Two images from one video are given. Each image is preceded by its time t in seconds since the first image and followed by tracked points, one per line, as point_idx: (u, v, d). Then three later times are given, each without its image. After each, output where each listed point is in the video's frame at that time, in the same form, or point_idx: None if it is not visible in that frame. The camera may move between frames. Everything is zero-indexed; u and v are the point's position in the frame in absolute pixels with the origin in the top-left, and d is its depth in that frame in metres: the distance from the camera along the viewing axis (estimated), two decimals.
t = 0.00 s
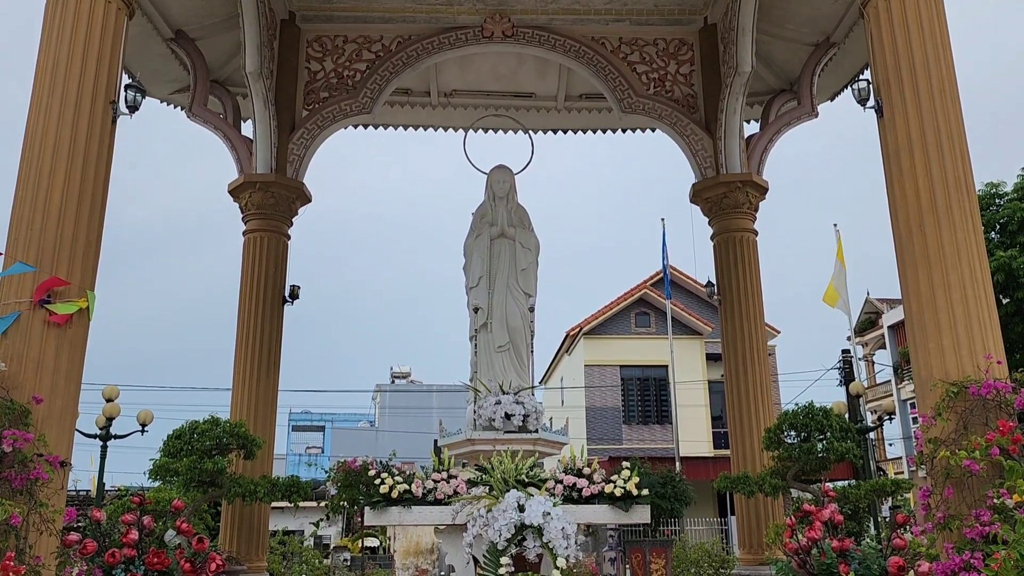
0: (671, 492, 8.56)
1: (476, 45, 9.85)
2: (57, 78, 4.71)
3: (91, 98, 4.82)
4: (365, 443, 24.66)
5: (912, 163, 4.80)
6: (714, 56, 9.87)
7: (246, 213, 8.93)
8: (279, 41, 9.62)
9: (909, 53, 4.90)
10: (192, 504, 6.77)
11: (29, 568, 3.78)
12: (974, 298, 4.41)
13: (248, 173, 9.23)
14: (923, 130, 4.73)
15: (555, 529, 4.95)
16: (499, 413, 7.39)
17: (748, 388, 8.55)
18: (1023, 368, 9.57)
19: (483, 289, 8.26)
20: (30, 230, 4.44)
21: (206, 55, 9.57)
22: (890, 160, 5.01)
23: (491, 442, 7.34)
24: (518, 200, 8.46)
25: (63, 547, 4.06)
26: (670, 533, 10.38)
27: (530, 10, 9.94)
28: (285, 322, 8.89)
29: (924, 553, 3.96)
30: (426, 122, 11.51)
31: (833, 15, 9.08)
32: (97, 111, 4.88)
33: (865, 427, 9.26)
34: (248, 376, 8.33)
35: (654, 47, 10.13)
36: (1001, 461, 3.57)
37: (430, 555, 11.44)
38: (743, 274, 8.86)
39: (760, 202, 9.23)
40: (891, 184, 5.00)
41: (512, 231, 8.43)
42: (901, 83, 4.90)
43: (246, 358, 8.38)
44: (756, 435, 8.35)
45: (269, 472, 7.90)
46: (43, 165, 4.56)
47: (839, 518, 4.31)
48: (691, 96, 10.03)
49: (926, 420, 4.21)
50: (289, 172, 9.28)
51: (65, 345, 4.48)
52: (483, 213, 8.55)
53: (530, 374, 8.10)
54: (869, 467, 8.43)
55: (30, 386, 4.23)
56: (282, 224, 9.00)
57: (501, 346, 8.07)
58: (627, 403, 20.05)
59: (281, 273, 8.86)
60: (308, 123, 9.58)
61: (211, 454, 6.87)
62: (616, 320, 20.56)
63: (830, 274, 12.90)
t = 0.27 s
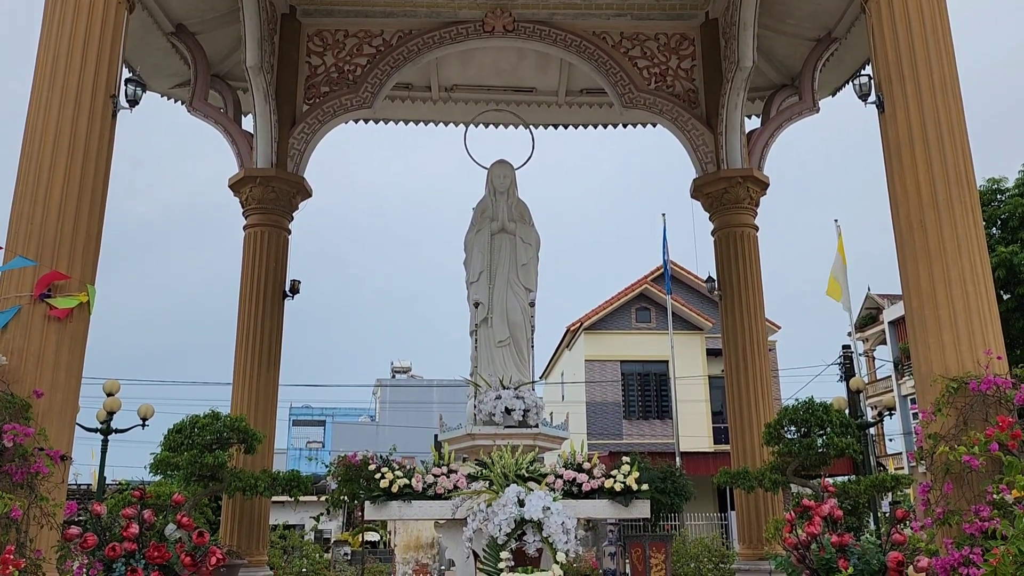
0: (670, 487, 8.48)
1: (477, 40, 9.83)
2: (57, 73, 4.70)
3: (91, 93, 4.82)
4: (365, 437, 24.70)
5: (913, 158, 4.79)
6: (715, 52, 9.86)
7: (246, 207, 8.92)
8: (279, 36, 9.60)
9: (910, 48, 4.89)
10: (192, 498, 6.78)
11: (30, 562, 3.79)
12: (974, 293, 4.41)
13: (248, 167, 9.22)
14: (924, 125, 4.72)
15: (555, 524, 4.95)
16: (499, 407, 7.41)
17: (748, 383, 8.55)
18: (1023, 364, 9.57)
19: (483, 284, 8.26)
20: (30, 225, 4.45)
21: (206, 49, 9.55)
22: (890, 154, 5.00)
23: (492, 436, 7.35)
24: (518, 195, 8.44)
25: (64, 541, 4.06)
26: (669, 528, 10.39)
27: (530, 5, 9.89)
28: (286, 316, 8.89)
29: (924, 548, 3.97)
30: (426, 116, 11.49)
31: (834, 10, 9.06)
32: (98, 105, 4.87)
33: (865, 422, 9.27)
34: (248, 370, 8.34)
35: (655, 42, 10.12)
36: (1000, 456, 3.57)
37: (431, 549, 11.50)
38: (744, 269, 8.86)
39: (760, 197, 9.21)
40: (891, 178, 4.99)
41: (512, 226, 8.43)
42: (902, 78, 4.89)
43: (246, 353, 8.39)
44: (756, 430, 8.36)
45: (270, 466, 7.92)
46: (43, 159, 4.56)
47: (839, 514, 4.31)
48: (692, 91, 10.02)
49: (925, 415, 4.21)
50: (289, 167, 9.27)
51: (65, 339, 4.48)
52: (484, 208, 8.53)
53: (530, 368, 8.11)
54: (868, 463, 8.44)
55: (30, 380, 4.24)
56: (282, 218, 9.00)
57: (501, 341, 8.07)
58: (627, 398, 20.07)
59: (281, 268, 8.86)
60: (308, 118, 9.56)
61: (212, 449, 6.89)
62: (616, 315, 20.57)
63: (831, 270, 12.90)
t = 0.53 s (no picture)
0: (670, 480, 8.46)
1: (478, 32, 9.80)
2: (58, 65, 4.70)
3: (91, 86, 4.80)
4: (366, 430, 24.75)
5: (914, 150, 4.77)
6: (717, 44, 9.83)
7: (247, 199, 8.91)
8: (280, 27, 9.57)
9: (912, 40, 4.87)
10: (193, 490, 6.80)
11: (30, 553, 3.80)
12: (975, 286, 4.42)
13: (248, 159, 9.20)
14: (927, 118, 4.71)
15: (555, 516, 4.95)
16: (500, 400, 7.42)
17: (748, 376, 8.56)
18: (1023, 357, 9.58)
19: (484, 277, 8.25)
20: (30, 217, 4.46)
21: (207, 41, 9.52)
22: (891, 147, 4.98)
23: (492, 429, 7.36)
24: (519, 188, 8.41)
25: (65, 532, 4.06)
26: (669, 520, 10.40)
27: None
28: (287, 308, 8.90)
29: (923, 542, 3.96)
30: (427, 108, 11.46)
31: (837, 2, 9.02)
32: (98, 96, 4.85)
33: (865, 415, 9.27)
34: (249, 362, 8.34)
35: (657, 34, 10.09)
36: (1000, 449, 3.57)
37: (431, 541, 11.57)
38: (745, 262, 8.85)
39: (762, 190, 9.20)
40: (891, 171, 4.98)
41: (513, 219, 8.41)
42: (904, 70, 4.87)
43: (247, 345, 8.39)
44: (756, 423, 8.37)
45: (271, 458, 7.94)
46: (44, 152, 4.56)
47: (839, 506, 4.32)
48: (694, 83, 9.99)
49: (926, 409, 4.20)
50: (290, 159, 9.25)
51: (66, 331, 4.47)
52: (484, 200, 8.50)
53: (530, 361, 8.11)
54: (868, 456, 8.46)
55: (31, 372, 4.25)
56: (283, 210, 8.98)
57: (501, 333, 8.07)
58: (628, 391, 20.09)
59: (282, 260, 8.85)
60: (309, 110, 9.54)
61: (212, 440, 6.90)
62: (616, 308, 20.56)
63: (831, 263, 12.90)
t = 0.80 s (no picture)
0: (670, 472, 8.53)
1: (480, 23, 9.75)
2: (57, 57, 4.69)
3: (91, 76, 4.78)
4: (367, 420, 24.80)
5: (916, 143, 4.75)
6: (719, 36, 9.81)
7: (247, 190, 8.90)
8: (281, 18, 9.54)
9: (916, 32, 4.84)
10: (194, 480, 6.82)
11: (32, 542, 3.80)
12: (976, 279, 4.42)
13: (249, 150, 9.18)
14: (929, 110, 4.70)
15: (555, 507, 4.99)
16: (500, 391, 7.43)
17: (749, 368, 8.56)
18: None
19: (484, 269, 8.25)
20: (31, 208, 4.46)
21: (207, 31, 9.50)
22: (893, 139, 4.96)
23: (493, 421, 7.37)
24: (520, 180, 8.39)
25: (66, 521, 4.07)
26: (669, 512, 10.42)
27: None
28: (287, 299, 8.90)
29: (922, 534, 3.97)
30: (427, 100, 11.43)
31: None
32: (98, 86, 4.83)
33: (865, 408, 9.28)
34: (250, 353, 8.35)
35: (658, 25, 10.06)
36: (1000, 441, 3.58)
37: (432, 532, 11.62)
38: (746, 254, 8.84)
39: (763, 182, 9.17)
40: (892, 163, 4.96)
41: (514, 210, 8.40)
42: (907, 62, 4.85)
43: (248, 336, 8.40)
44: (756, 415, 8.38)
45: (271, 449, 7.95)
46: (44, 143, 4.55)
47: (838, 498, 4.32)
48: (696, 75, 9.96)
49: (926, 402, 4.20)
50: (290, 150, 9.23)
51: (67, 321, 4.47)
52: (485, 192, 8.48)
53: (531, 353, 8.11)
54: (867, 448, 8.48)
55: (32, 362, 4.26)
56: (284, 201, 8.97)
57: (502, 325, 8.08)
58: (628, 383, 20.11)
59: (283, 251, 8.85)
60: (310, 101, 9.51)
61: (213, 431, 6.91)
62: (617, 300, 20.56)
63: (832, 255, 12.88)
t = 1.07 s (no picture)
0: (668, 463, 8.66)
1: (479, 14, 9.70)
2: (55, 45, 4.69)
3: (89, 65, 4.76)
4: (365, 412, 24.84)
5: (916, 135, 4.73)
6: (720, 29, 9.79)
7: (246, 180, 8.87)
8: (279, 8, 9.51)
9: (916, 24, 4.83)
10: (193, 470, 6.83)
11: (31, 531, 3.81)
12: (975, 272, 4.42)
13: (248, 141, 9.15)
14: (929, 103, 4.69)
15: (552, 499, 4.98)
16: (499, 382, 7.43)
17: (747, 360, 8.56)
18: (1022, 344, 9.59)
19: (483, 260, 8.24)
20: (28, 197, 4.45)
21: (206, 20, 9.46)
22: (892, 132, 4.95)
23: (490, 412, 7.37)
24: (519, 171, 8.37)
25: (66, 511, 4.07)
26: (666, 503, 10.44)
27: None
28: (286, 290, 8.89)
29: (919, 526, 3.98)
30: (426, 91, 11.38)
31: None
32: (96, 74, 4.81)
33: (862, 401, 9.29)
34: (249, 344, 8.35)
35: (658, 17, 10.03)
36: (998, 433, 3.58)
37: (430, 523, 11.66)
38: (744, 247, 8.84)
39: (762, 174, 9.15)
40: (892, 156, 4.95)
41: (513, 202, 8.38)
42: (907, 54, 4.83)
43: (246, 326, 8.40)
44: (754, 407, 8.39)
45: (270, 440, 7.96)
46: (42, 131, 4.54)
47: (836, 490, 4.34)
48: (695, 67, 9.93)
49: (924, 394, 4.20)
50: (289, 141, 9.20)
51: (65, 311, 4.47)
52: (484, 183, 8.47)
53: (530, 344, 8.12)
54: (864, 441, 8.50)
55: (30, 352, 4.25)
56: (282, 192, 8.94)
57: (501, 317, 8.07)
58: (626, 375, 20.14)
59: (281, 242, 8.83)
60: (308, 92, 9.48)
61: (211, 422, 6.91)
62: (616, 292, 20.57)
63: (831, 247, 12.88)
